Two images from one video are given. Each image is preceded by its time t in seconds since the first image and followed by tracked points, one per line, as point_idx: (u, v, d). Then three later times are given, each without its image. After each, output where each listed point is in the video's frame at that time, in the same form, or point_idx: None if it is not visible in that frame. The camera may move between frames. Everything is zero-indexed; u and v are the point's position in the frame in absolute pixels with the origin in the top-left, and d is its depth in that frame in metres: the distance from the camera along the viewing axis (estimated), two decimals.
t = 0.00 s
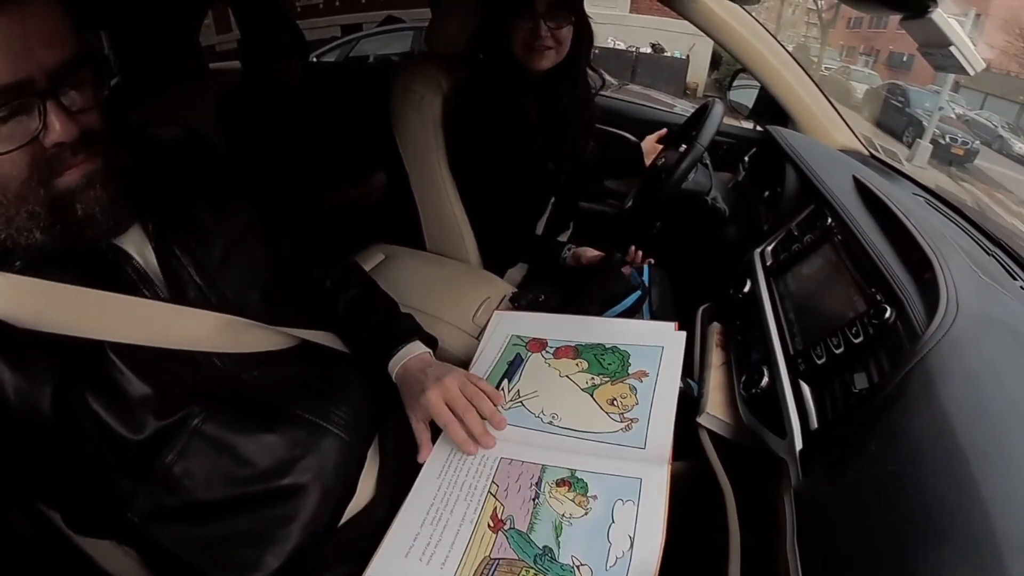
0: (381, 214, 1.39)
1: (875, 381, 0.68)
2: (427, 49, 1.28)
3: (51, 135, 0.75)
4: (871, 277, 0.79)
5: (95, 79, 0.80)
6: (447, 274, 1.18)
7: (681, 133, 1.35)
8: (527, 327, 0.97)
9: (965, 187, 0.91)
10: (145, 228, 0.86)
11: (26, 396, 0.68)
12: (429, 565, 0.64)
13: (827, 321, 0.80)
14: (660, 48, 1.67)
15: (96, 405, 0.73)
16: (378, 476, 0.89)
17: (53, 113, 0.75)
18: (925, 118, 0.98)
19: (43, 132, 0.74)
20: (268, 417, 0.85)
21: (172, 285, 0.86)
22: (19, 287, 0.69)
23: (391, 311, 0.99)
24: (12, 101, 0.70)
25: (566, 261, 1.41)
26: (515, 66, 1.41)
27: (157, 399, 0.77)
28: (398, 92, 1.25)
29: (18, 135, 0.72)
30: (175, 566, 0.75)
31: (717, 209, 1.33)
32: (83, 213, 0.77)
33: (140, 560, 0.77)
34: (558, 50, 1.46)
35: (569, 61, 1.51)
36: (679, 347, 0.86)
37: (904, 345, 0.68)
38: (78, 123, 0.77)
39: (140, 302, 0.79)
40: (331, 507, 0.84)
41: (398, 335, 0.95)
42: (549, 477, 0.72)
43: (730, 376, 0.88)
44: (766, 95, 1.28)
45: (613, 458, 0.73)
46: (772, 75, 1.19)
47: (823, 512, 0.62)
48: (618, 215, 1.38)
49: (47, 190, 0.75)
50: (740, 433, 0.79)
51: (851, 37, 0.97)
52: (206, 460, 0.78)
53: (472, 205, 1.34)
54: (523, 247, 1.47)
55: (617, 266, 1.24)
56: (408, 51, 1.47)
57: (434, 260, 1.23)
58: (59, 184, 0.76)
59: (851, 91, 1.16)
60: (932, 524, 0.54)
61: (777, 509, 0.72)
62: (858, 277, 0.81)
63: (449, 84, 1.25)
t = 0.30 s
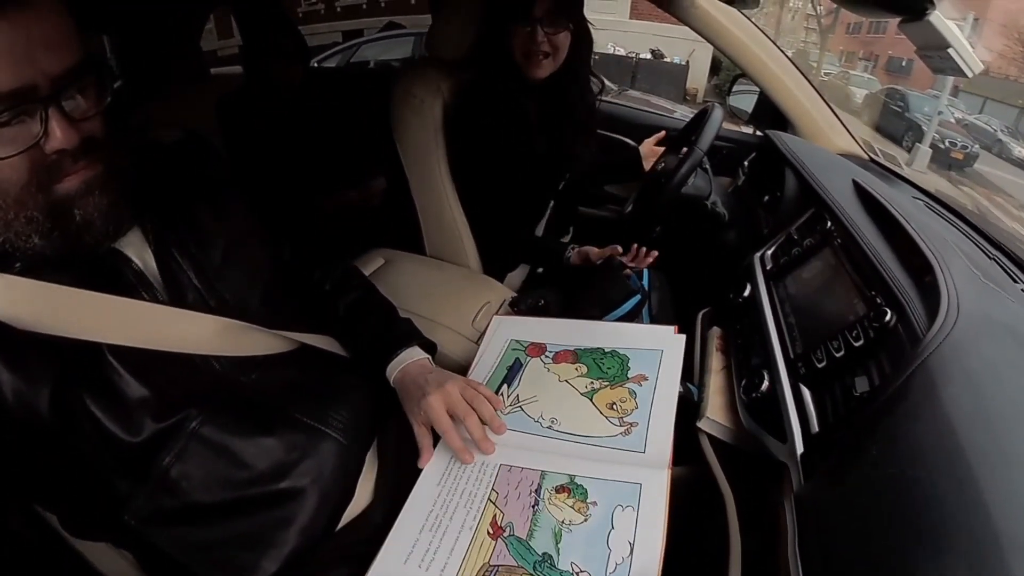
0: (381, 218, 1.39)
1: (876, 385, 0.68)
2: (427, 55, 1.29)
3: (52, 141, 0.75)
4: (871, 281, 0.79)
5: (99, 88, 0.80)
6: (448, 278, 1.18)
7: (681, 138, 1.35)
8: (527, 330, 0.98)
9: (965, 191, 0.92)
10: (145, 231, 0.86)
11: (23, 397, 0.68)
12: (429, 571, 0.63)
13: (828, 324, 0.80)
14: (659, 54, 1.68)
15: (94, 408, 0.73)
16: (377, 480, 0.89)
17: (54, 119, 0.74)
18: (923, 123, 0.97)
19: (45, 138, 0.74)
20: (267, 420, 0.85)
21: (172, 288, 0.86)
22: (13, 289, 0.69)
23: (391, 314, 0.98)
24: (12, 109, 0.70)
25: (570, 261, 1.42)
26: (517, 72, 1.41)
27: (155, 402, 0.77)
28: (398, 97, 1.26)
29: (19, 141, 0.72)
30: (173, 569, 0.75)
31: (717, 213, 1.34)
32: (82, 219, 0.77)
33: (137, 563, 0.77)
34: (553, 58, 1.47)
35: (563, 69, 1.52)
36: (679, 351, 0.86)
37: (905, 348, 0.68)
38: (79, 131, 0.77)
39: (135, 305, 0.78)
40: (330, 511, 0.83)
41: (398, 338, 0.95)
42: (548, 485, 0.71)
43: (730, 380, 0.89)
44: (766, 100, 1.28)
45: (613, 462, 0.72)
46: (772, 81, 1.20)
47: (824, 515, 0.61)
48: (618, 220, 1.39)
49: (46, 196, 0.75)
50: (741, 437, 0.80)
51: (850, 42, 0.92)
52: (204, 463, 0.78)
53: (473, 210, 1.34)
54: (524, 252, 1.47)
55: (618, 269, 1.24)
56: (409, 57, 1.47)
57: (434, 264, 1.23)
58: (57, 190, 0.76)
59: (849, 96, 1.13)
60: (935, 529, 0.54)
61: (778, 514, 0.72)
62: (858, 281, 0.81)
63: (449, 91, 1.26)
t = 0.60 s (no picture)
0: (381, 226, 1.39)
1: (876, 390, 0.67)
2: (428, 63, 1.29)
3: (54, 143, 0.75)
4: (871, 287, 0.79)
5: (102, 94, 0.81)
6: (448, 286, 1.19)
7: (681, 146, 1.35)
8: (527, 337, 0.97)
9: (966, 197, 0.92)
10: (146, 237, 0.86)
11: (23, 402, 0.69)
12: None
13: (828, 330, 0.80)
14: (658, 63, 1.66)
15: (94, 414, 0.73)
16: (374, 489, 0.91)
17: (57, 121, 0.75)
18: (921, 129, 0.97)
19: (47, 140, 0.75)
20: (267, 428, 0.85)
21: (173, 295, 0.86)
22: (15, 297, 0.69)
23: (391, 321, 0.99)
24: (14, 110, 0.71)
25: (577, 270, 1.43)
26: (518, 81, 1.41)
27: (155, 408, 0.77)
28: (399, 105, 1.26)
29: (21, 143, 0.72)
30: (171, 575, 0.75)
31: (716, 221, 1.32)
32: (83, 222, 0.77)
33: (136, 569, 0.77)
34: (555, 64, 1.46)
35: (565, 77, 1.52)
36: (677, 356, 0.86)
37: (906, 353, 0.68)
38: (82, 135, 0.78)
39: (133, 311, 0.77)
40: (330, 518, 0.83)
41: (398, 345, 0.95)
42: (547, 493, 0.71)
43: (730, 387, 0.88)
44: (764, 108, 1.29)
45: (614, 470, 0.72)
46: (774, 94, 1.20)
47: (824, 521, 0.61)
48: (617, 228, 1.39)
49: (47, 199, 0.75)
50: (742, 445, 0.79)
51: (847, 49, 0.92)
52: (203, 470, 0.78)
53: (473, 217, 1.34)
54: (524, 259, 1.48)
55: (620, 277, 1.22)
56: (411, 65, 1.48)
57: (434, 272, 1.24)
58: (59, 194, 0.76)
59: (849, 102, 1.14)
60: (937, 537, 0.53)
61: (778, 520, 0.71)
62: (856, 286, 0.82)
63: (450, 99, 1.26)
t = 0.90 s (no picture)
0: (379, 235, 1.40)
1: (874, 397, 0.68)
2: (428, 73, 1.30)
3: (53, 148, 0.75)
4: (869, 294, 0.79)
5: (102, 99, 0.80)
6: (447, 295, 1.19)
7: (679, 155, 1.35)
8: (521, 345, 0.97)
9: (963, 204, 0.91)
10: (148, 245, 0.87)
11: (25, 407, 0.70)
12: None
13: (827, 336, 0.80)
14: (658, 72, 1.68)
15: (95, 421, 0.74)
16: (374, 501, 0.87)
17: (57, 127, 0.75)
18: (919, 136, 0.99)
19: (46, 145, 0.75)
20: (267, 436, 0.85)
21: (174, 303, 0.87)
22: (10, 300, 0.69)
23: (391, 328, 0.99)
24: (15, 114, 0.71)
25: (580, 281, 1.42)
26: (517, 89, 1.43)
27: (155, 415, 0.77)
28: (399, 115, 1.27)
29: (21, 148, 0.73)
30: None
31: (714, 229, 1.33)
32: (83, 227, 0.77)
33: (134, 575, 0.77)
34: (556, 71, 1.46)
35: (567, 85, 1.51)
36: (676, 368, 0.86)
37: (904, 360, 0.68)
38: (82, 140, 0.78)
39: (133, 318, 0.77)
40: (329, 525, 0.83)
41: (397, 353, 0.95)
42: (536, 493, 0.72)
43: (730, 395, 0.88)
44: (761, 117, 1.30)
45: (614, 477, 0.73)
46: (771, 103, 1.21)
47: (823, 527, 0.62)
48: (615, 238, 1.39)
49: (47, 204, 0.76)
50: (743, 454, 0.79)
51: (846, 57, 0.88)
52: (203, 477, 0.78)
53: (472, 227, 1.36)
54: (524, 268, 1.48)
55: (620, 287, 1.22)
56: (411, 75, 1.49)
57: (433, 281, 1.24)
58: (58, 198, 0.77)
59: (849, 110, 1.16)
60: (938, 543, 0.53)
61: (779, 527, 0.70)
62: (854, 293, 0.82)
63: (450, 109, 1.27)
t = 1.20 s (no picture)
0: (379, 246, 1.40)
1: (875, 406, 0.67)
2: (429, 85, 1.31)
3: (53, 154, 0.75)
4: (869, 302, 0.79)
5: (102, 107, 0.80)
6: (446, 307, 1.19)
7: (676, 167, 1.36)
8: (518, 354, 0.96)
9: (959, 210, 0.91)
10: (146, 254, 0.86)
11: (21, 416, 0.69)
12: None
13: (828, 345, 0.80)
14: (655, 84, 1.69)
15: (92, 430, 0.73)
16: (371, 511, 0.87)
17: (57, 133, 0.75)
18: (915, 144, 0.97)
19: (46, 151, 0.74)
20: (265, 447, 0.84)
21: (172, 312, 0.86)
22: (11, 306, 0.68)
23: (390, 339, 0.99)
24: (15, 120, 0.71)
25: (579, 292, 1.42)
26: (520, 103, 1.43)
27: (152, 425, 0.77)
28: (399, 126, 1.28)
29: (22, 154, 0.72)
30: None
31: (713, 240, 1.34)
32: (81, 233, 0.77)
33: None
34: (563, 83, 1.46)
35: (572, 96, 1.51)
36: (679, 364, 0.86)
37: (905, 369, 0.68)
38: (82, 147, 0.77)
39: (134, 328, 0.76)
40: (326, 537, 0.82)
41: (395, 363, 0.95)
42: (559, 435, 0.81)
43: (730, 406, 0.87)
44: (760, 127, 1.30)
45: (613, 489, 0.72)
46: (770, 114, 1.23)
47: (824, 537, 0.61)
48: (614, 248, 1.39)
49: (46, 209, 0.75)
50: (742, 464, 0.78)
51: (840, 69, 0.85)
52: (199, 488, 0.78)
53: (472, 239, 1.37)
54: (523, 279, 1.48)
55: (618, 297, 1.23)
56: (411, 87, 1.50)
57: (433, 293, 1.24)
58: (58, 205, 0.76)
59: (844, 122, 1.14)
60: (941, 552, 0.53)
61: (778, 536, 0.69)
62: (854, 301, 0.82)
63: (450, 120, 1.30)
